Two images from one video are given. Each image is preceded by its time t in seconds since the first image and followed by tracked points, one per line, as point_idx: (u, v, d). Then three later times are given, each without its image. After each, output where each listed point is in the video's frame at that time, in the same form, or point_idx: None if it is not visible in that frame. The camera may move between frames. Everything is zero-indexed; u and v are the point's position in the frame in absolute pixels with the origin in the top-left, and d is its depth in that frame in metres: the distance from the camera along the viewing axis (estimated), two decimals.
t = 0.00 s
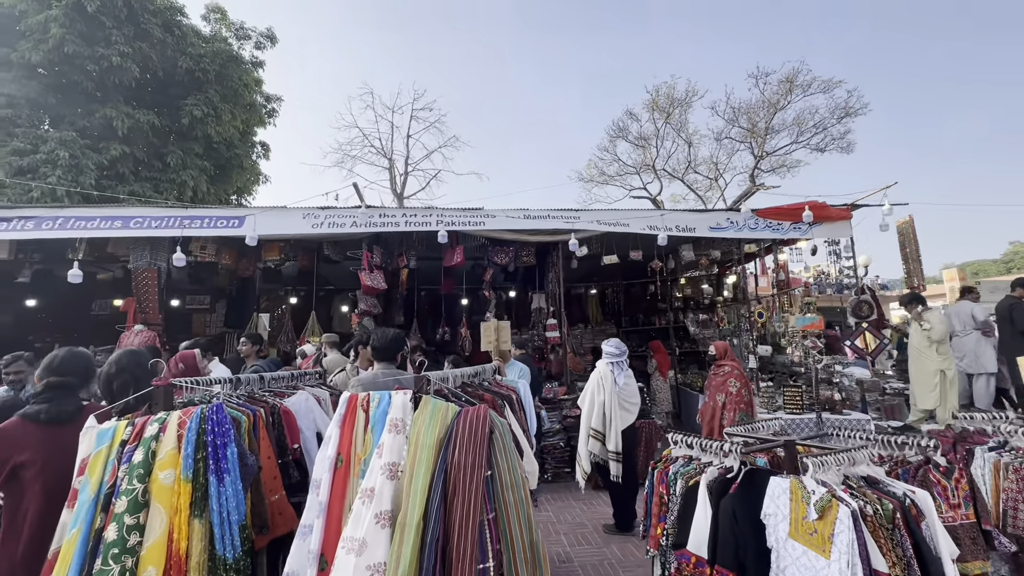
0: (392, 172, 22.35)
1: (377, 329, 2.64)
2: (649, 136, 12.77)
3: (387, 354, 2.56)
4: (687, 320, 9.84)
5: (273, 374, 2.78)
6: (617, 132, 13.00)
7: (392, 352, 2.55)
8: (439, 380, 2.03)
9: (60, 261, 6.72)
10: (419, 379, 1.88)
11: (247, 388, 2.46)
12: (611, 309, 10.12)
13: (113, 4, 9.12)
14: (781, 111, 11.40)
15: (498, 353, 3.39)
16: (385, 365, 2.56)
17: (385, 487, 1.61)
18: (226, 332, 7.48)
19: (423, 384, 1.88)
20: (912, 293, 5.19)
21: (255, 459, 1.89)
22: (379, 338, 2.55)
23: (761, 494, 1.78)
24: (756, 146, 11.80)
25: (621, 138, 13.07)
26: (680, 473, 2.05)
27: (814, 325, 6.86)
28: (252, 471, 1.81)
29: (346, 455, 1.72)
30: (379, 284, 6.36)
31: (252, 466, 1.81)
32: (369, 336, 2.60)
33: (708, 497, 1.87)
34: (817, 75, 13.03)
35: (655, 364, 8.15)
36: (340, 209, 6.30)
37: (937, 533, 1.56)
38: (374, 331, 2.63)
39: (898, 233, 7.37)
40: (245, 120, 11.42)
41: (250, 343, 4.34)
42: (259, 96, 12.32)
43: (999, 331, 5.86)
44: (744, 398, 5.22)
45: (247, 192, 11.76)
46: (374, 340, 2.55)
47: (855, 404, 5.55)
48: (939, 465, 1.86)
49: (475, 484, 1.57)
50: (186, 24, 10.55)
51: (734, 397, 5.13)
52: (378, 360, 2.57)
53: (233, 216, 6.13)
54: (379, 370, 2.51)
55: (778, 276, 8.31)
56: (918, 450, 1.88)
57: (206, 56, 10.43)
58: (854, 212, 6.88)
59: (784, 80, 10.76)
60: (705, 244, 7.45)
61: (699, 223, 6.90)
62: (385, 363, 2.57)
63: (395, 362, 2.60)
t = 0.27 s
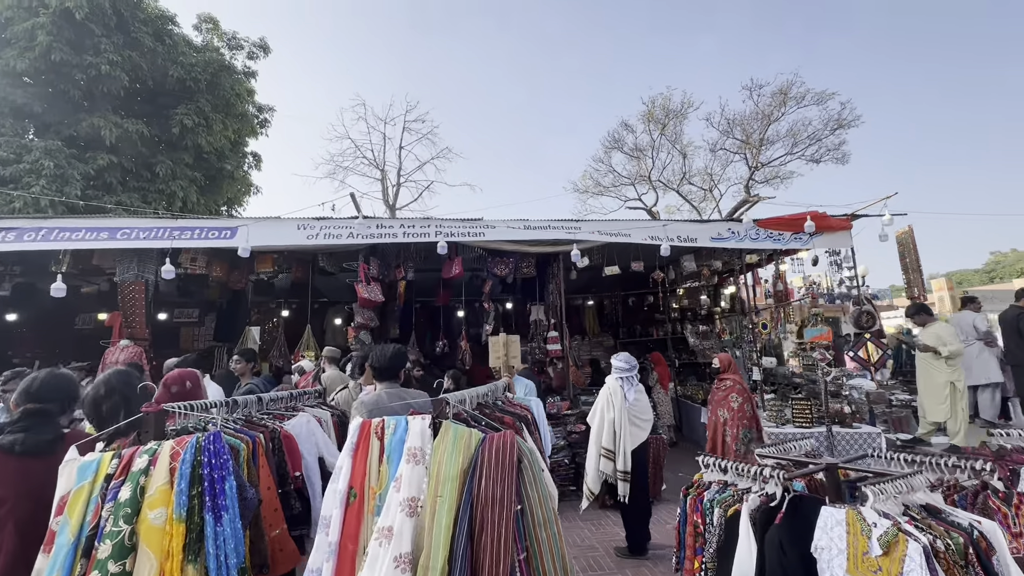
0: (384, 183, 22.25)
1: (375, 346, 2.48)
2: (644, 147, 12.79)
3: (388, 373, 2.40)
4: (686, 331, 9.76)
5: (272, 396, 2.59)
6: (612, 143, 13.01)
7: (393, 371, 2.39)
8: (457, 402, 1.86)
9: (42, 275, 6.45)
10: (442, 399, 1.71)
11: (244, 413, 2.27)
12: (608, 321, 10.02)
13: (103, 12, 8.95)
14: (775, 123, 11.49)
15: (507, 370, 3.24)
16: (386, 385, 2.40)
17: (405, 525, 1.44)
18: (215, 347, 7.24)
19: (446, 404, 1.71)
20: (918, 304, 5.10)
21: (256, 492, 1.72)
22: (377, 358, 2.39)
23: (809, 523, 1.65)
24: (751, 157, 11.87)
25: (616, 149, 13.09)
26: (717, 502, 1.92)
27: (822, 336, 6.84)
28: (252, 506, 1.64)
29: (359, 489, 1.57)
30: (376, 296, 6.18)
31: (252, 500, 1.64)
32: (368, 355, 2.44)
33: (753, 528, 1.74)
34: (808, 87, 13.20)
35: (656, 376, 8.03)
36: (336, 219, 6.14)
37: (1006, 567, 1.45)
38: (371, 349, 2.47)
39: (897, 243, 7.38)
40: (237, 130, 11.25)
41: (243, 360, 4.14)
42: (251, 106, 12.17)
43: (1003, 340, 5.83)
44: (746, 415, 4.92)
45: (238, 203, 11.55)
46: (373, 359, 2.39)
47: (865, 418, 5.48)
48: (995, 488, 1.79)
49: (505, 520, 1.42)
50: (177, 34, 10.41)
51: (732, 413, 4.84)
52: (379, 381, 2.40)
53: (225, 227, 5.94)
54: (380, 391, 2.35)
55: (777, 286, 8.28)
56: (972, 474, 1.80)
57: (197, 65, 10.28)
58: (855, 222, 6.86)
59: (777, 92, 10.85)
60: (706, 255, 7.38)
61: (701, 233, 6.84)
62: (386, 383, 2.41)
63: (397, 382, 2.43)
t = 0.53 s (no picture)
0: (369, 191, 22.02)
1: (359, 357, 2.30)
2: (632, 156, 12.85)
3: (377, 386, 2.23)
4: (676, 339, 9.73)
5: (259, 409, 2.40)
6: (600, 151, 13.05)
7: (381, 383, 2.22)
8: (464, 415, 1.72)
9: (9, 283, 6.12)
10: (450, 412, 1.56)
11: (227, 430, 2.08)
12: (598, 329, 9.96)
13: (79, 12, 8.67)
14: (760, 132, 11.63)
15: (507, 381, 3.11)
16: (375, 399, 2.22)
17: (413, 556, 1.30)
18: (194, 358, 6.96)
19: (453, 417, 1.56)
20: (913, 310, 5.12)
21: (241, 519, 1.56)
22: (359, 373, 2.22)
23: (840, 543, 1.59)
24: (737, 166, 12.00)
25: (604, 157, 13.13)
26: (741, 519, 1.81)
27: (819, 343, 7.07)
28: (237, 536, 1.49)
29: (360, 515, 1.42)
30: (364, 304, 5.99)
31: (238, 528, 1.49)
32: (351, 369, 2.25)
33: (784, 548, 1.64)
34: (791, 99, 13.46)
35: (649, 384, 7.96)
36: (322, 226, 5.96)
37: None
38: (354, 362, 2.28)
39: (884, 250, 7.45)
40: (219, 135, 10.98)
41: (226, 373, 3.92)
42: (234, 111, 11.91)
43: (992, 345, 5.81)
44: (733, 425, 4.69)
45: (219, 211, 11.26)
46: (358, 373, 2.22)
47: (861, 425, 5.46)
48: None
49: (524, 549, 1.30)
50: (157, 36, 10.15)
51: (717, 423, 4.62)
52: (366, 395, 2.22)
53: (206, 233, 5.72)
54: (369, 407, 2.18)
55: (767, 293, 8.31)
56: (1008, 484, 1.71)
57: (178, 69, 10.02)
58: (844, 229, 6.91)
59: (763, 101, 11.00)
60: (699, 262, 7.37)
61: (693, 240, 6.81)
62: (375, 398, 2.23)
63: (387, 395, 2.26)
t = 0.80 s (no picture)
0: (352, 197, 21.72)
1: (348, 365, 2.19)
2: (618, 161, 12.87)
3: (371, 395, 2.13)
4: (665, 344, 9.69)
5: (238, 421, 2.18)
6: (587, 156, 13.04)
7: (376, 392, 2.13)
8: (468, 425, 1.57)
9: None
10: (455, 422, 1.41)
11: (202, 445, 1.87)
12: (586, 335, 9.87)
13: (49, 8, 8.32)
14: (745, 138, 11.75)
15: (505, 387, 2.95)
16: (370, 409, 2.12)
17: None
18: (168, 368, 6.64)
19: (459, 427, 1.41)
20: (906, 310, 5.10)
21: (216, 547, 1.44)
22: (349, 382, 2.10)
23: (873, 562, 1.51)
24: (722, 172, 12.09)
25: (591, 162, 13.13)
26: (767, 536, 1.69)
27: (813, 346, 6.93)
28: (212, 567, 1.37)
29: (355, 543, 1.25)
30: (350, 310, 5.77)
31: (212, 559, 1.37)
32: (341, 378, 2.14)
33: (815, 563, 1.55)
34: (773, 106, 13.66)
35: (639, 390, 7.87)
36: (306, 228, 5.75)
37: None
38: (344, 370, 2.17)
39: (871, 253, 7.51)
40: (197, 137, 10.64)
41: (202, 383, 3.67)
42: (213, 113, 11.59)
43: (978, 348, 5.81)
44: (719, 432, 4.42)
45: (197, 215, 10.90)
46: (350, 381, 2.11)
47: (855, 429, 5.43)
48: None
49: None
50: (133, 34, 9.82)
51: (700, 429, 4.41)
52: (359, 405, 2.12)
53: (183, 236, 5.46)
54: (363, 418, 2.08)
55: (755, 297, 8.32)
56: None
57: (154, 68, 9.69)
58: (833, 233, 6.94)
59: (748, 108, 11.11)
60: (689, 265, 7.33)
61: (684, 243, 6.77)
62: (370, 407, 2.13)
63: (382, 404, 2.17)
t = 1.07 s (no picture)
0: (336, 201, 21.35)
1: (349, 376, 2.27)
2: (607, 164, 12.83)
3: (376, 407, 2.18)
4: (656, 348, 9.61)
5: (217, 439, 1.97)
6: (575, 159, 12.98)
7: (381, 404, 2.17)
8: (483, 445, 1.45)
9: None
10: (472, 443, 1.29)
11: (174, 471, 1.67)
12: (577, 339, 9.75)
13: None
14: (733, 142, 11.79)
15: (506, 396, 2.76)
16: (374, 422, 2.16)
17: None
18: (142, 377, 6.32)
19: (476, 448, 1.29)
20: (903, 312, 5.08)
21: None
22: (354, 391, 2.14)
23: None
24: (710, 176, 12.12)
25: (580, 165, 13.06)
26: (806, 561, 1.61)
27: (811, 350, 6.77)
28: None
29: None
30: (336, 315, 5.53)
31: None
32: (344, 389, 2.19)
33: None
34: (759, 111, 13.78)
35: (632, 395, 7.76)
36: (289, 230, 5.52)
37: None
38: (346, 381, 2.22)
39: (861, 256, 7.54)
40: (174, 136, 10.27)
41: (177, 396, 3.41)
42: (192, 113, 11.23)
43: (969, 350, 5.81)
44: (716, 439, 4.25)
45: (173, 218, 10.52)
46: (356, 391, 2.14)
47: (852, 432, 5.39)
48: None
49: None
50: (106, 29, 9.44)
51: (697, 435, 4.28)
52: (365, 416, 2.16)
53: (158, 238, 5.19)
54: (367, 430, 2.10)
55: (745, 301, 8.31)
56: None
57: (128, 65, 9.31)
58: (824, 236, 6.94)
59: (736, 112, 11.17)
60: (682, 268, 7.26)
61: (677, 246, 6.70)
62: (375, 420, 2.17)
63: (386, 417, 2.21)
